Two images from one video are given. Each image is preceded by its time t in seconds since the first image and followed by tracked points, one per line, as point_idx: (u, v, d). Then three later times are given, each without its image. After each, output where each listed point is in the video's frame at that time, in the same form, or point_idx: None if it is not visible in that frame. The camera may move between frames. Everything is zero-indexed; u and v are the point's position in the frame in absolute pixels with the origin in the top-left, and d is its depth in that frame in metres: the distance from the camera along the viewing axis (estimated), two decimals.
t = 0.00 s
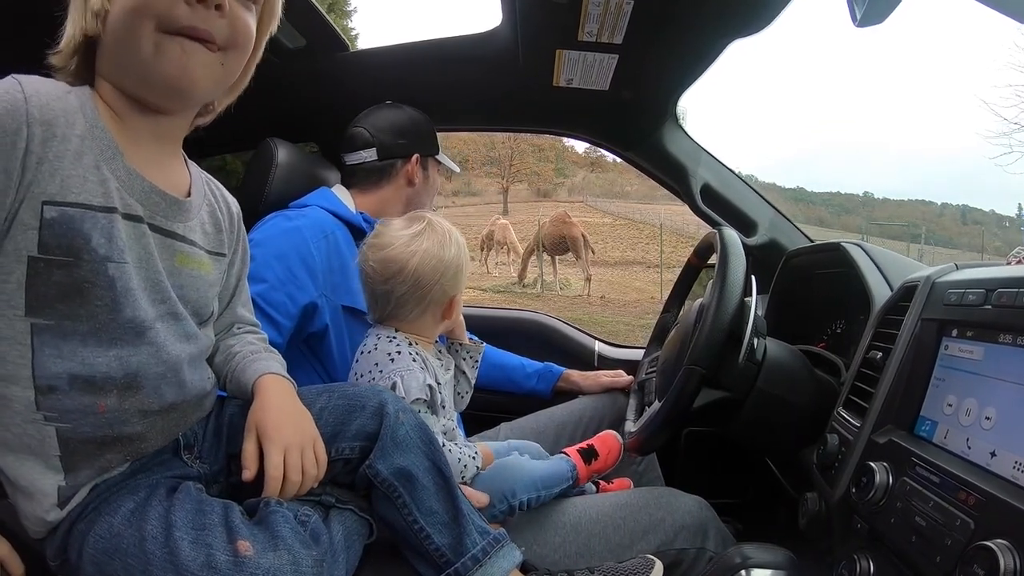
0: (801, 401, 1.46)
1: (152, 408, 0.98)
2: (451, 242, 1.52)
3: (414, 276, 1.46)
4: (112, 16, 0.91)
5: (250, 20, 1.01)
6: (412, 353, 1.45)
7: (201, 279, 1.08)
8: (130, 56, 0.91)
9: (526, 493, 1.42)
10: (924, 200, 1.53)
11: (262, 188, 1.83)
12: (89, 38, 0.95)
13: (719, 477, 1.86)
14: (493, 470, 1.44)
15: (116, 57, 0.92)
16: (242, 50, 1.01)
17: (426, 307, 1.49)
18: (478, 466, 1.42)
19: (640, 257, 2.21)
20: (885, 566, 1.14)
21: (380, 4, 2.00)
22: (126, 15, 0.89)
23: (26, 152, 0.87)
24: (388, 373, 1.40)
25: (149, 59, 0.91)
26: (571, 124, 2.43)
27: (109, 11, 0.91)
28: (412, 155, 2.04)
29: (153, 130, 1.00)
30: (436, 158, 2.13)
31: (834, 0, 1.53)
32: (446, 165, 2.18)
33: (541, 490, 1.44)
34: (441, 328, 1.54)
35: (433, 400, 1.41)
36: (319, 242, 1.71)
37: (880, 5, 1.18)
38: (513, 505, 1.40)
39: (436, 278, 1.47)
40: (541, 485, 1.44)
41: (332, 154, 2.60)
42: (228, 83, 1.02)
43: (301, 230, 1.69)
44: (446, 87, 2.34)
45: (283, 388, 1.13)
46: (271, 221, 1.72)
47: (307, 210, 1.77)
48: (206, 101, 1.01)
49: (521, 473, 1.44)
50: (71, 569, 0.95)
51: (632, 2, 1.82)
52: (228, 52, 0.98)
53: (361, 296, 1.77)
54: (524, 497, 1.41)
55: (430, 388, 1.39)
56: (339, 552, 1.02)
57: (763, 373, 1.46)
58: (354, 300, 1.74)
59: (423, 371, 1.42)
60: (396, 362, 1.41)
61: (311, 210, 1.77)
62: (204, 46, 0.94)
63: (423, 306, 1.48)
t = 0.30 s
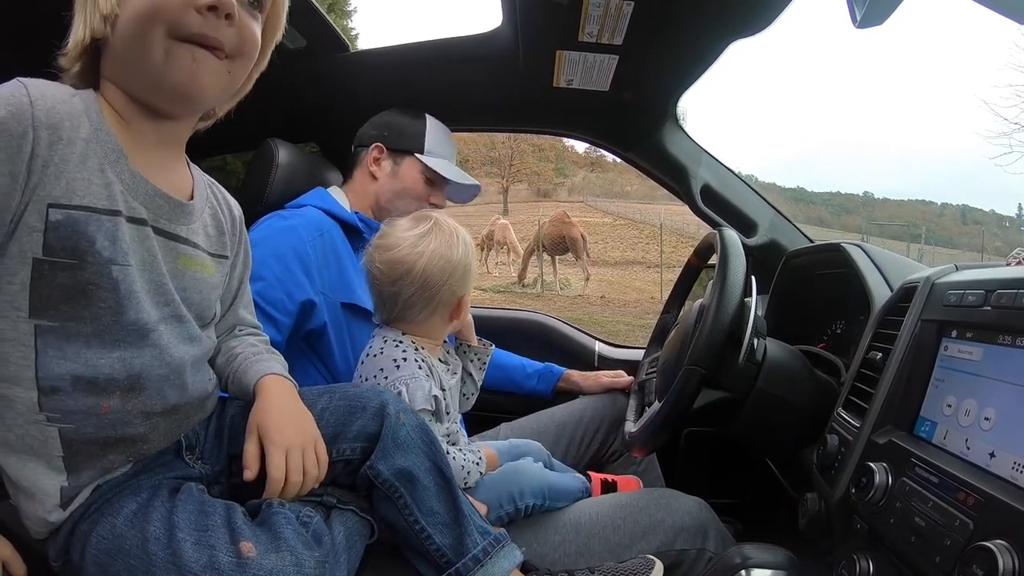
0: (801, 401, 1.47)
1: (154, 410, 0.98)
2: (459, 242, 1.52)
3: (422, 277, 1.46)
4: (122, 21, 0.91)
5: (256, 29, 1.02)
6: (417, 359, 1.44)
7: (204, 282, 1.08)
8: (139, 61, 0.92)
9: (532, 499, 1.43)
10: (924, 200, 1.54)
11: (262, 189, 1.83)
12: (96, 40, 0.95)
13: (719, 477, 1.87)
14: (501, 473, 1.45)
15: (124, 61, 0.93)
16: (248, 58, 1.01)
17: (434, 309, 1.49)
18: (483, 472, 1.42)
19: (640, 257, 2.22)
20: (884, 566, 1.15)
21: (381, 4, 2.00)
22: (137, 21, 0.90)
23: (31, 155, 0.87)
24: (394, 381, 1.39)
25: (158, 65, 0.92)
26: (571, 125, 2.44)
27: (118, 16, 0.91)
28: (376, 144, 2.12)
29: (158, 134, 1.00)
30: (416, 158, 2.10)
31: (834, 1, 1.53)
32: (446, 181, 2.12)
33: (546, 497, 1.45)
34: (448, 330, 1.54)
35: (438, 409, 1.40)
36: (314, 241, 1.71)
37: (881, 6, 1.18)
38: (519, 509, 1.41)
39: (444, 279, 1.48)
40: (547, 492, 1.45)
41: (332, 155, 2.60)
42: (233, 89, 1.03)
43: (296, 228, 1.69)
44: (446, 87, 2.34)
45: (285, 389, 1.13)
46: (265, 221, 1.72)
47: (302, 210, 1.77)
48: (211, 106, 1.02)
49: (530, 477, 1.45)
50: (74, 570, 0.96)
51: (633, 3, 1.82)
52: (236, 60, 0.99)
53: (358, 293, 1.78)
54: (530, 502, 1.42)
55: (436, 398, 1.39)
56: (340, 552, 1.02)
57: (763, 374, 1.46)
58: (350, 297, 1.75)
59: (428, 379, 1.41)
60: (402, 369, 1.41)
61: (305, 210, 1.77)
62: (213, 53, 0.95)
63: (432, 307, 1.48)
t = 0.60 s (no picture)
0: (799, 402, 1.47)
1: (154, 410, 0.99)
2: (474, 244, 1.53)
3: (437, 278, 1.46)
4: (125, 25, 0.91)
5: (257, 35, 1.03)
6: (428, 365, 1.43)
7: (203, 283, 1.09)
8: (141, 65, 0.92)
9: (531, 507, 1.42)
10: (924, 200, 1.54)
11: (262, 189, 1.83)
12: (97, 43, 0.95)
13: (718, 477, 1.87)
14: (501, 480, 1.45)
15: (126, 65, 0.93)
16: (249, 63, 1.02)
17: (448, 312, 1.49)
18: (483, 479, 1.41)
19: (640, 257, 2.23)
20: (881, 566, 1.15)
21: (381, 5, 2.00)
22: (141, 26, 0.90)
23: (31, 157, 0.88)
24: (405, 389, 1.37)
25: (161, 70, 0.92)
26: (571, 125, 2.44)
27: (120, 20, 0.91)
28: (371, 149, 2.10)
29: (158, 137, 1.01)
30: (404, 159, 2.02)
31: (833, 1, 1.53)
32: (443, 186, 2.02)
33: (546, 505, 1.44)
34: (461, 333, 1.54)
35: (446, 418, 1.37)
36: (312, 239, 1.72)
37: (879, 7, 1.18)
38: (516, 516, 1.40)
39: (460, 281, 1.48)
40: (546, 500, 1.44)
41: (332, 154, 2.60)
42: (232, 94, 1.04)
43: (294, 227, 1.70)
44: (446, 88, 2.34)
45: (284, 389, 1.14)
46: (264, 221, 1.72)
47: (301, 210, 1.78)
48: (211, 110, 1.02)
49: (529, 486, 1.44)
50: (73, 569, 0.96)
51: (632, 3, 1.82)
52: (237, 65, 1.00)
53: (356, 291, 1.78)
54: (528, 510, 1.41)
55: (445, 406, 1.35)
56: (338, 552, 1.03)
57: (762, 374, 1.46)
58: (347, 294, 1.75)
59: (439, 390, 1.39)
60: (412, 374, 1.40)
61: (304, 210, 1.78)
62: (216, 59, 0.96)
63: (446, 310, 1.48)
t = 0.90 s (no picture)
0: (798, 402, 1.47)
1: (153, 410, 0.99)
2: (495, 250, 1.53)
3: (455, 281, 1.46)
4: (125, 26, 0.91)
5: (257, 35, 1.03)
6: (436, 369, 1.43)
7: (202, 284, 1.09)
8: (141, 66, 0.92)
9: (530, 513, 1.40)
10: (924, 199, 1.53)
11: (262, 189, 1.83)
12: (97, 43, 0.95)
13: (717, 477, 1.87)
14: (500, 484, 1.43)
15: (126, 65, 0.93)
16: (248, 63, 1.02)
17: (464, 315, 1.49)
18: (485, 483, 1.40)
19: (640, 257, 2.24)
20: (880, 567, 1.15)
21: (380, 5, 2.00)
22: (141, 26, 0.90)
23: (30, 157, 0.88)
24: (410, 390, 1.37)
25: (162, 69, 0.92)
26: (570, 125, 2.44)
27: (120, 20, 0.91)
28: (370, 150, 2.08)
29: (157, 137, 1.01)
30: (402, 162, 2.01)
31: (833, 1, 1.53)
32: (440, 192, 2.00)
33: (545, 510, 1.42)
34: (473, 337, 1.54)
35: (451, 422, 1.37)
36: (311, 238, 1.72)
37: (879, 6, 1.18)
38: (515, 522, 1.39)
39: (478, 285, 1.48)
40: (545, 505, 1.43)
41: (331, 154, 2.60)
42: (232, 93, 1.04)
43: (293, 226, 1.70)
44: (446, 88, 2.34)
45: (283, 389, 1.14)
46: (263, 222, 1.72)
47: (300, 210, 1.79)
48: (210, 110, 1.02)
49: (529, 492, 1.42)
50: (72, 569, 0.96)
51: (631, 3, 1.82)
52: (237, 65, 1.00)
53: (356, 290, 1.78)
54: (527, 517, 1.40)
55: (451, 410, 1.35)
56: (337, 551, 1.03)
57: (761, 374, 1.46)
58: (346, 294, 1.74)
59: (445, 394, 1.39)
60: (419, 376, 1.40)
61: (304, 210, 1.78)
62: (216, 58, 0.96)
63: (462, 313, 1.48)
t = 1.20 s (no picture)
0: (797, 402, 1.47)
1: (151, 410, 0.99)
2: (493, 245, 1.54)
3: (455, 275, 1.46)
4: (124, 26, 0.91)
5: (257, 36, 1.03)
6: (434, 366, 1.43)
7: (201, 283, 1.09)
8: (140, 66, 0.92)
9: (530, 517, 1.39)
10: (924, 200, 1.53)
11: (260, 189, 1.82)
12: (97, 43, 0.96)
13: (716, 477, 1.87)
14: (501, 488, 1.42)
15: (125, 65, 0.93)
16: (247, 63, 1.02)
17: (463, 310, 1.49)
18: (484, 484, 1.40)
19: (641, 257, 2.26)
20: (879, 567, 1.15)
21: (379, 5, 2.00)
22: (140, 26, 0.90)
23: (29, 157, 0.88)
24: (409, 385, 1.36)
25: (161, 69, 0.92)
26: (570, 125, 2.44)
27: (119, 19, 0.91)
28: (371, 151, 2.08)
29: (155, 137, 1.01)
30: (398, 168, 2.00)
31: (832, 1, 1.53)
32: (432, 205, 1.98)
33: (546, 514, 1.41)
34: (473, 334, 1.54)
35: (450, 419, 1.37)
36: (316, 238, 1.71)
37: (876, 6, 1.19)
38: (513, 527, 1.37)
39: (477, 279, 1.48)
40: (546, 509, 1.41)
41: (331, 154, 2.60)
42: (231, 93, 1.04)
43: (298, 226, 1.69)
44: (445, 88, 2.34)
45: (282, 389, 1.14)
46: (267, 220, 1.70)
47: (302, 210, 1.77)
48: (210, 109, 1.02)
49: (529, 496, 1.41)
50: (70, 568, 0.96)
51: (630, 3, 1.82)
52: (236, 65, 0.99)
53: (357, 290, 1.79)
54: (528, 520, 1.38)
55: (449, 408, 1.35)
56: (335, 551, 1.03)
57: (760, 375, 1.46)
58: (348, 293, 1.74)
59: (444, 391, 1.38)
60: (418, 373, 1.39)
61: (306, 210, 1.77)
62: (215, 59, 0.96)
63: (461, 308, 1.48)
